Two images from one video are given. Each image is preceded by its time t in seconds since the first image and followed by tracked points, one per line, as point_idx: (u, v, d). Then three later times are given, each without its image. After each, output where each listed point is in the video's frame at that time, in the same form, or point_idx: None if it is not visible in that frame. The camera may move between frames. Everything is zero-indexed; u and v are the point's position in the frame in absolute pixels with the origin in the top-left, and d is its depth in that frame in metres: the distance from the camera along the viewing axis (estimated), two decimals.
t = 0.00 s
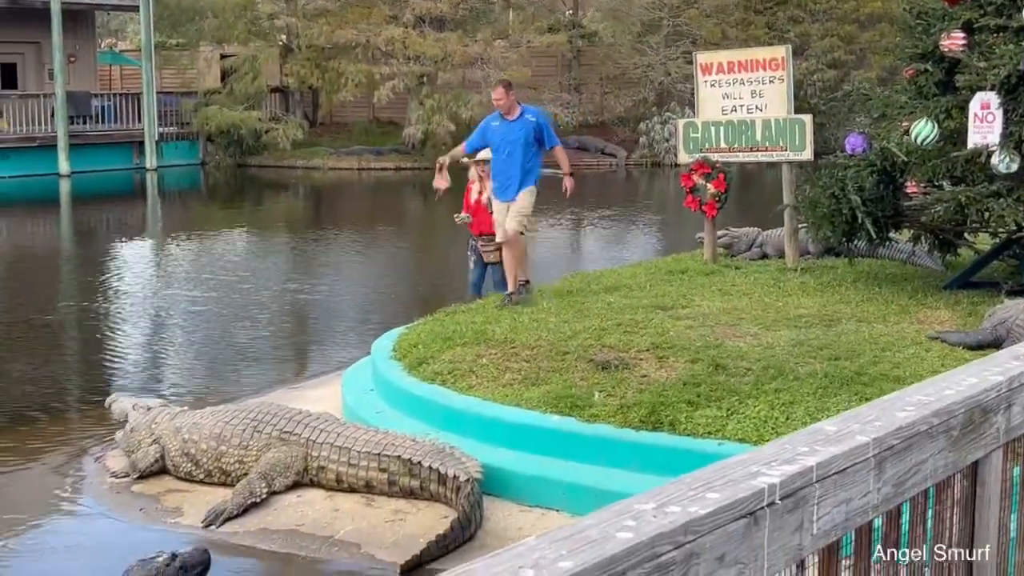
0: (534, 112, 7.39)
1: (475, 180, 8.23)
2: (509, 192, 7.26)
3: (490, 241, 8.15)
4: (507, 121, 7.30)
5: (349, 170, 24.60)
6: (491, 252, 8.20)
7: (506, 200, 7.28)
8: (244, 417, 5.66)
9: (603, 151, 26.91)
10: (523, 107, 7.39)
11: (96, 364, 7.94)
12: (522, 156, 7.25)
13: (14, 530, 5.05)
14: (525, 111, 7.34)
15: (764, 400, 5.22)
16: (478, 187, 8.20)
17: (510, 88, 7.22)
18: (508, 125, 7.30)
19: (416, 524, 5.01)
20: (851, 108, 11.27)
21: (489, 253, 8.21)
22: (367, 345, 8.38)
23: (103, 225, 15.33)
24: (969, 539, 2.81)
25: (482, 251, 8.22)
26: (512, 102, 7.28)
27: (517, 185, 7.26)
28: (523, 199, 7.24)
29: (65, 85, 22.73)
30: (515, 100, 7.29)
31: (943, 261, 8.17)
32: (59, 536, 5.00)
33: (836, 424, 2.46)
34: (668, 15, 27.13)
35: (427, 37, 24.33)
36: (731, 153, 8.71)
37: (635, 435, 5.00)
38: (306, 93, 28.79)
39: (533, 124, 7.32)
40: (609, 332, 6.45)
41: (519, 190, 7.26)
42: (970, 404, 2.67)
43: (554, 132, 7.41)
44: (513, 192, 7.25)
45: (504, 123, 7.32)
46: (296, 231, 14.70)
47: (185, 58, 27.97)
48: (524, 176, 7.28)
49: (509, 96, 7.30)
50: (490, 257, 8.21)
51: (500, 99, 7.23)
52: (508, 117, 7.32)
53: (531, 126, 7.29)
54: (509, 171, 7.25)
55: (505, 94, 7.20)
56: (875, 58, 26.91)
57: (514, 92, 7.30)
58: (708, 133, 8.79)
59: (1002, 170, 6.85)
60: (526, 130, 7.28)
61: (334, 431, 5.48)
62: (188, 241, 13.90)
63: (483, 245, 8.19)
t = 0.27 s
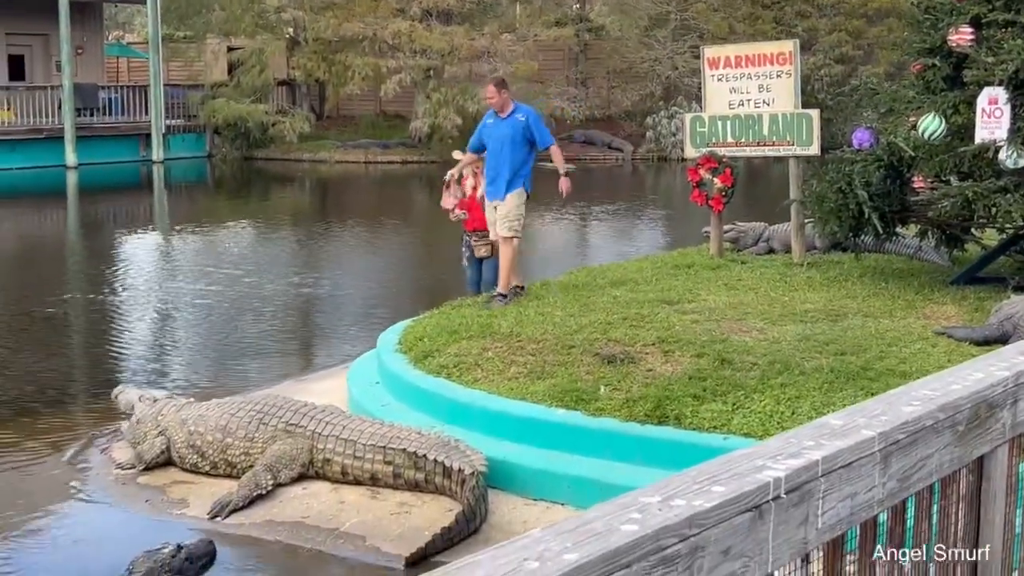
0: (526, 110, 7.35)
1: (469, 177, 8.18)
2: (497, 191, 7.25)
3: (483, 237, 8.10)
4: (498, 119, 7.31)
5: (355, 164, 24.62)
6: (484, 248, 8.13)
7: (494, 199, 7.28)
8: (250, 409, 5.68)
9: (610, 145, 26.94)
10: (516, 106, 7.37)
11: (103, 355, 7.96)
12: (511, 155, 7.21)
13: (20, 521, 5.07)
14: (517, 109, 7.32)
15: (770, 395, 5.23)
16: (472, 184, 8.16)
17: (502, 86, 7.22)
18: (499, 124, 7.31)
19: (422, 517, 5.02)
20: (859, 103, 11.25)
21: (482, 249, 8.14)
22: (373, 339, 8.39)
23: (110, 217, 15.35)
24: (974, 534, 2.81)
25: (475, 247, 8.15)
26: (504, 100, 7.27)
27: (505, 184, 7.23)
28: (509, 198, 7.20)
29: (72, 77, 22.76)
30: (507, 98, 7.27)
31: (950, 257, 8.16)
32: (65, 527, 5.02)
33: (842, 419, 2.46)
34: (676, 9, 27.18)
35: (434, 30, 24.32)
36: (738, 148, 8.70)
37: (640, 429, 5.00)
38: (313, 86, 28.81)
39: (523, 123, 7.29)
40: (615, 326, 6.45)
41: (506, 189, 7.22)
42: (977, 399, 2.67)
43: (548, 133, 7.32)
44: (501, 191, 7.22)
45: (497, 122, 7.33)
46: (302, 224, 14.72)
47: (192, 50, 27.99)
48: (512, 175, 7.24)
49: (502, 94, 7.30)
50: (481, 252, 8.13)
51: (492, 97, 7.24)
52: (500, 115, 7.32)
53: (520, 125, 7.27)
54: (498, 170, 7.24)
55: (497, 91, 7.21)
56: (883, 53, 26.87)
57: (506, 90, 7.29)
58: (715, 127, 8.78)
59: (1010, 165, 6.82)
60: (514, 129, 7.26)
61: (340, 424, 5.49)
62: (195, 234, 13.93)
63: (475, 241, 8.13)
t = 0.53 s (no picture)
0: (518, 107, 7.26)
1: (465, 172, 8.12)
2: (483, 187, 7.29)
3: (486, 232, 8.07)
4: (491, 114, 7.30)
5: (364, 158, 24.62)
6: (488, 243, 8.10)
7: (483, 195, 7.32)
8: (259, 402, 5.69)
9: (620, 140, 26.91)
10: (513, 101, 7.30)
11: (112, 348, 7.98)
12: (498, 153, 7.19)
13: (30, 512, 5.09)
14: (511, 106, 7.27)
15: (778, 391, 5.22)
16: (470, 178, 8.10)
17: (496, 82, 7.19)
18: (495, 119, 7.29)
19: (429, 511, 5.03)
20: (869, 99, 11.21)
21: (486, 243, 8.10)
22: (381, 333, 8.40)
23: (120, 211, 15.40)
24: (984, 530, 2.81)
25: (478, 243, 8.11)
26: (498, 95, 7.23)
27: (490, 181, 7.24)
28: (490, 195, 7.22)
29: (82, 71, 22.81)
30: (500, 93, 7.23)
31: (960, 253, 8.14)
32: (74, 519, 5.03)
33: (851, 414, 2.46)
34: (686, 5, 27.15)
35: (443, 25, 24.32)
36: (748, 143, 8.67)
37: (648, 425, 5.00)
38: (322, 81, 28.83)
39: (512, 121, 7.22)
40: (624, 321, 6.45)
41: (489, 186, 7.23)
42: (986, 395, 2.67)
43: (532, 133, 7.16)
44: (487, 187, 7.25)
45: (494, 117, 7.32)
46: (311, 219, 14.74)
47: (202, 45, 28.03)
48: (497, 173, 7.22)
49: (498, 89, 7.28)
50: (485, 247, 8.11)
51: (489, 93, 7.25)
52: (497, 110, 7.31)
53: (506, 122, 7.22)
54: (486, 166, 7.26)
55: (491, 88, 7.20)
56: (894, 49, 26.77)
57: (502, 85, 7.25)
58: (725, 123, 8.75)
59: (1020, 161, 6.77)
60: (503, 125, 7.22)
61: (348, 418, 5.50)
62: (204, 227, 13.96)
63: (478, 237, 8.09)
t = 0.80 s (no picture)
0: (506, 106, 7.22)
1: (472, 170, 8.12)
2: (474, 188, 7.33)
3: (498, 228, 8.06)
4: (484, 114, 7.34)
5: (375, 154, 24.66)
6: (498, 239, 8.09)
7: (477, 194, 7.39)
8: (270, 398, 5.71)
9: (631, 137, 26.91)
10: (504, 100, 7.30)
11: (124, 344, 8.01)
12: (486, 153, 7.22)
13: (41, 508, 5.11)
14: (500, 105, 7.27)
15: (789, 388, 5.22)
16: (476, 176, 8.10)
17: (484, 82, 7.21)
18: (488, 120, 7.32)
19: (440, 508, 5.04)
20: (881, 97, 11.17)
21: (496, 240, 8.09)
22: (392, 330, 8.40)
23: (132, 207, 15.44)
24: (993, 531, 2.80)
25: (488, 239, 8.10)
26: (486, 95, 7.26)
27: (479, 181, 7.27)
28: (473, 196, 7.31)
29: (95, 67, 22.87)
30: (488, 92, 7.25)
31: (972, 251, 8.11)
32: (86, 514, 5.06)
33: (861, 412, 2.46)
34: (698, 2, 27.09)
35: (455, 22, 24.31)
36: (760, 141, 8.67)
37: (658, 422, 5.00)
38: (334, 77, 28.86)
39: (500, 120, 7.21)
40: (634, 318, 6.45)
41: (477, 186, 7.27)
42: (997, 394, 2.66)
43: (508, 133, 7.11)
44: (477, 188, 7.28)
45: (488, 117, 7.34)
46: (323, 215, 14.78)
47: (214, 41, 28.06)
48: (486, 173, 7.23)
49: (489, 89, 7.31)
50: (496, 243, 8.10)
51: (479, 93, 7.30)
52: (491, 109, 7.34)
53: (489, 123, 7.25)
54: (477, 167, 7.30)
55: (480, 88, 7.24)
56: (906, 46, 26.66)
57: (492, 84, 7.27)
58: (736, 120, 8.75)
59: None
60: (490, 127, 7.25)
61: (358, 414, 5.52)
62: (216, 224, 14.00)
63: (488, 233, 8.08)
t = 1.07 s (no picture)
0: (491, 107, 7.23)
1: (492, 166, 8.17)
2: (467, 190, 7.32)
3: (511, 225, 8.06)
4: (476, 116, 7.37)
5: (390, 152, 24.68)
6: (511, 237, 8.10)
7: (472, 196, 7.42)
8: (285, 395, 5.73)
9: (646, 135, 26.87)
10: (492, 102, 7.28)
11: (140, 340, 8.05)
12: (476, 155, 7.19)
13: (57, 504, 5.16)
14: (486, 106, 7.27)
15: (804, 386, 5.21)
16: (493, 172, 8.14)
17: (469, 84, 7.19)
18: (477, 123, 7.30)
19: (454, 504, 5.05)
20: (897, 95, 11.13)
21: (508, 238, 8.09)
22: (406, 328, 8.42)
23: (148, 203, 15.50)
24: (1009, 530, 2.79)
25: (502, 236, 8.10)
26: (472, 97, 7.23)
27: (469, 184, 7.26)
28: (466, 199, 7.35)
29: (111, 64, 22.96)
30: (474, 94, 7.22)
31: (988, 250, 8.07)
32: (101, 509, 5.10)
33: (876, 410, 2.46)
34: None
35: (469, 19, 24.31)
36: (775, 138, 8.65)
37: (673, 420, 5.00)
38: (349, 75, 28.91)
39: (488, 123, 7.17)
40: (649, 316, 6.45)
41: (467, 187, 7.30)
42: (1013, 391, 2.66)
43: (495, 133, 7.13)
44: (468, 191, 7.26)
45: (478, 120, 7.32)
46: (337, 212, 14.81)
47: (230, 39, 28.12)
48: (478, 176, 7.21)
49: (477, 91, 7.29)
50: (510, 241, 8.10)
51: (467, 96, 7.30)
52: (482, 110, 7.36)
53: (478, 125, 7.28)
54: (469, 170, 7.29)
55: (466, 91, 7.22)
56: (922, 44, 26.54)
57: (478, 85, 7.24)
58: (751, 118, 8.73)
59: None
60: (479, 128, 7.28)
61: (373, 411, 5.53)
62: (231, 221, 14.04)
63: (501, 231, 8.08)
